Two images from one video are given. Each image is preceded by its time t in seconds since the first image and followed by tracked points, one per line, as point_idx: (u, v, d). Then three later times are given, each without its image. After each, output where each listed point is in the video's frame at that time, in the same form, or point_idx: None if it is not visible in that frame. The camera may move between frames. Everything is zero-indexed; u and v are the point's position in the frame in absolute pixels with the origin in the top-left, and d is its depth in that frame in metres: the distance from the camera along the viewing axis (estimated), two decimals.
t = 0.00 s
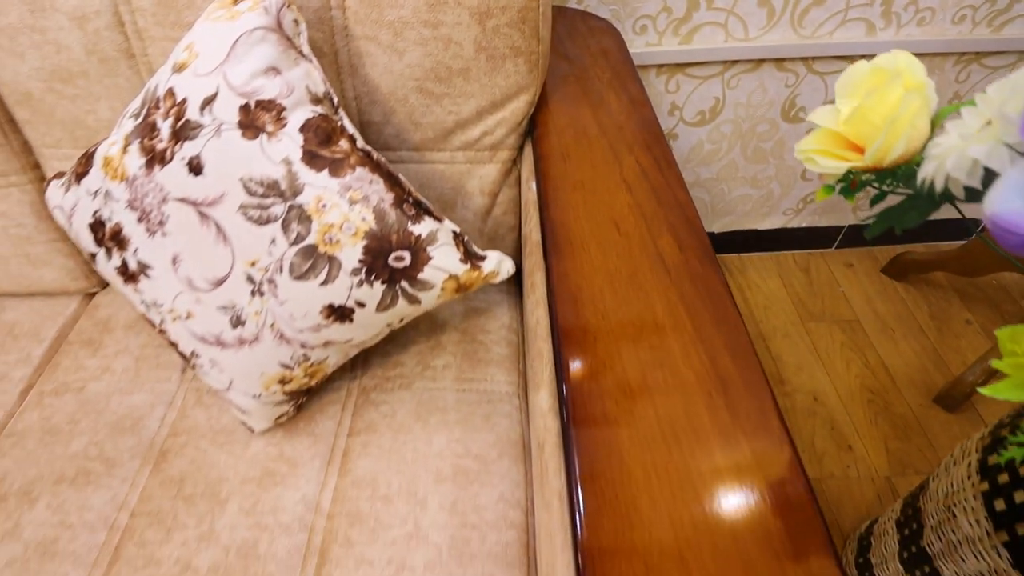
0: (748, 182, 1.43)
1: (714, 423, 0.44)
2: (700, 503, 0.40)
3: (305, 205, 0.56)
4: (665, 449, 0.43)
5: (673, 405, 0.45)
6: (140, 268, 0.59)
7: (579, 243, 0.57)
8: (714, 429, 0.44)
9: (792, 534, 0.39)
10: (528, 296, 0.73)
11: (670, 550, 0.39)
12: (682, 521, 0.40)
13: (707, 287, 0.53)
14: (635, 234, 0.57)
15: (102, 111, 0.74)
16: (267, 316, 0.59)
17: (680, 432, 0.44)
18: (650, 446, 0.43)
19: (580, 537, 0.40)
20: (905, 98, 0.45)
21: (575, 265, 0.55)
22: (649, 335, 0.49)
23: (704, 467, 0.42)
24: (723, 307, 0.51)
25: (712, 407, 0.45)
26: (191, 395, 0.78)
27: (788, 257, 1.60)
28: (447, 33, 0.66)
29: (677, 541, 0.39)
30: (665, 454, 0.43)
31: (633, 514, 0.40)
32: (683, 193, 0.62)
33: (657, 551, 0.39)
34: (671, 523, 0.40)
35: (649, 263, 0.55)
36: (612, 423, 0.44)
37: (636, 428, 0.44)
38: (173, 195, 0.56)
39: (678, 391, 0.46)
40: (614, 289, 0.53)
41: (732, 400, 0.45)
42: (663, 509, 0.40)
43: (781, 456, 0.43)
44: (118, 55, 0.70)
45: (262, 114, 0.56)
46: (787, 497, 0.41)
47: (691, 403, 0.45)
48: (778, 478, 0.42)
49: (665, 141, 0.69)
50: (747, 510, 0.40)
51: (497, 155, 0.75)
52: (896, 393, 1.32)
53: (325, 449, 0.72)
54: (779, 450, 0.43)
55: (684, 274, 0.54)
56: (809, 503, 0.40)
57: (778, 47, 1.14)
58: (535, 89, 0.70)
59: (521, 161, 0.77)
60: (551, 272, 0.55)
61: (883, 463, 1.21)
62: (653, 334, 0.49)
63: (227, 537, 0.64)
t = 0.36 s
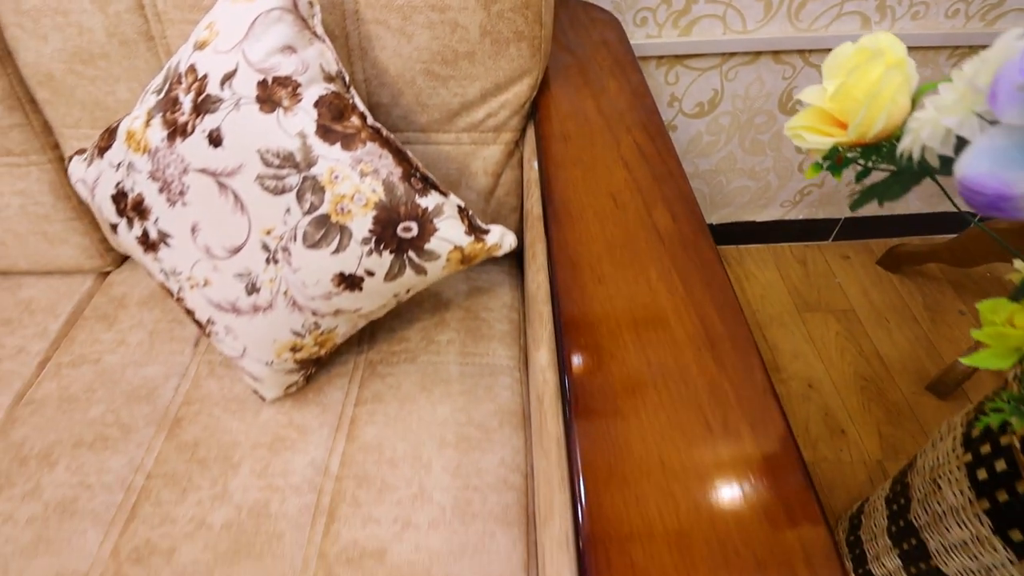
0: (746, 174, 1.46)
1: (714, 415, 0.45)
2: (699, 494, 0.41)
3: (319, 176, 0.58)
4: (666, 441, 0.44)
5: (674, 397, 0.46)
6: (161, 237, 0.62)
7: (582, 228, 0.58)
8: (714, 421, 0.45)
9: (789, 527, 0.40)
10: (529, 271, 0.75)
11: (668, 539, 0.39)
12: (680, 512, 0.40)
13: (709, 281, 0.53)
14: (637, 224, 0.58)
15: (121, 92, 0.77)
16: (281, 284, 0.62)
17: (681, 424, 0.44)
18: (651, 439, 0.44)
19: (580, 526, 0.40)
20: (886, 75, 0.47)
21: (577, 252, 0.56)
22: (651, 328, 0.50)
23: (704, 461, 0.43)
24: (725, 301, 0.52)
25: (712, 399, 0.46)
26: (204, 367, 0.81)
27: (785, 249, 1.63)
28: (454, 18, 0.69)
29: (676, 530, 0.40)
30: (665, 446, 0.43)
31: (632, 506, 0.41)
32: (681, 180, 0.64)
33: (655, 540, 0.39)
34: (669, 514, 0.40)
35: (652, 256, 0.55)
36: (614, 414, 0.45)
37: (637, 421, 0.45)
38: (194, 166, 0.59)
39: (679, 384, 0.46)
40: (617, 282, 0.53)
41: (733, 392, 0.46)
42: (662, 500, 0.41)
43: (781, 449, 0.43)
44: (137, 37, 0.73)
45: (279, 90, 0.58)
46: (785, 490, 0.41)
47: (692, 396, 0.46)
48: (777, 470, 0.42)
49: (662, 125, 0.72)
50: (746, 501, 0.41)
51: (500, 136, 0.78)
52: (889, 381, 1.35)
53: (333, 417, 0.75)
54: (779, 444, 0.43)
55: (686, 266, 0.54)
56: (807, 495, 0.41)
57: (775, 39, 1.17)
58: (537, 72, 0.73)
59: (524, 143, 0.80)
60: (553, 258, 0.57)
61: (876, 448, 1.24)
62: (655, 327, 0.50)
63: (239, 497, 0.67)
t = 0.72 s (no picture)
0: (741, 164, 1.49)
1: (709, 397, 0.46)
2: (694, 472, 0.43)
3: (328, 147, 0.62)
4: (662, 423, 0.45)
5: (671, 380, 0.47)
6: (177, 205, 0.65)
7: (579, 211, 0.60)
8: (709, 403, 0.46)
9: (781, 502, 0.42)
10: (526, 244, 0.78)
11: (664, 514, 0.41)
12: (676, 490, 0.42)
13: (705, 267, 0.55)
14: (634, 210, 0.60)
15: (136, 72, 0.80)
16: (291, 251, 0.65)
17: (677, 407, 0.46)
18: (647, 422, 0.45)
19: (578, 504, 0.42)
20: (861, 50, 0.49)
21: (573, 231, 0.58)
22: (648, 314, 0.51)
23: (700, 442, 0.44)
24: (720, 287, 0.53)
25: (707, 381, 0.47)
26: (214, 338, 0.84)
27: (780, 238, 1.66)
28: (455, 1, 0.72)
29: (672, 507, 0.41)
30: (662, 429, 0.45)
31: (629, 484, 0.42)
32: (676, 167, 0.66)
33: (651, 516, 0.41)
34: (665, 491, 0.42)
35: (648, 242, 0.56)
36: (612, 399, 0.46)
37: (634, 405, 0.46)
38: (209, 137, 0.62)
39: (675, 368, 0.48)
40: (615, 268, 0.55)
41: (727, 374, 0.48)
42: (659, 479, 0.42)
43: (773, 428, 0.45)
44: (153, 19, 0.77)
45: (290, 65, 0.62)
46: (775, 465, 0.43)
47: (688, 379, 0.47)
48: (769, 448, 0.44)
49: (653, 103, 0.76)
50: (739, 478, 0.42)
51: (499, 116, 0.81)
52: (880, 366, 1.38)
53: (339, 384, 0.78)
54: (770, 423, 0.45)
55: (682, 252, 0.56)
56: (797, 471, 0.43)
57: (768, 30, 1.20)
58: (535, 55, 0.77)
59: (522, 123, 0.83)
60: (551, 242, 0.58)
61: (866, 430, 1.27)
62: (652, 312, 0.51)
63: (249, 457, 0.70)
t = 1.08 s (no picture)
0: (735, 153, 1.52)
1: (697, 359, 0.51)
2: (682, 428, 0.48)
3: (336, 119, 0.65)
4: (654, 386, 0.50)
5: (662, 348, 0.52)
6: (192, 176, 0.69)
7: (576, 189, 0.64)
8: (697, 366, 0.51)
9: (758, 450, 0.47)
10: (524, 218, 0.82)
11: (656, 465, 0.46)
12: (666, 443, 0.47)
13: (696, 244, 0.59)
14: (628, 189, 0.63)
15: (150, 54, 0.83)
16: (300, 219, 0.68)
17: (667, 372, 0.51)
18: (639, 383, 0.50)
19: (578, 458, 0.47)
20: (836, 26, 0.53)
21: (570, 203, 0.62)
22: (642, 290, 0.55)
23: (688, 402, 0.49)
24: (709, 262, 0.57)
25: (695, 348, 0.52)
26: (224, 310, 0.87)
27: (774, 227, 1.69)
28: None
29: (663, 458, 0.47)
30: (654, 390, 0.50)
31: (623, 439, 0.47)
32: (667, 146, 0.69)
33: (644, 467, 0.47)
34: (657, 445, 0.47)
35: (642, 221, 0.60)
36: (608, 367, 0.51)
37: (627, 369, 0.51)
38: (224, 110, 0.66)
39: (666, 337, 0.52)
40: (612, 246, 0.59)
41: (714, 338, 0.53)
42: (650, 435, 0.48)
43: (754, 387, 0.51)
44: (168, 3, 0.80)
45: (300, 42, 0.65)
46: (755, 418, 0.49)
47: (678, 347, 0.52)
48: (751, 405, 0.49)
49: (645, 83, 0.79)
50: (722, 432, 0.48)
51: (499, 97, 0.85)
52: (870, 349, 1.41)
53: (344, 353, 0.81)
54: (751, 382, 0.50)
55: (675, 230, 0.60)
56: (774, 423, 0.49)
57: (761, 20, 1.23)
58: (533, 38, 0.80)
59: (520, 104, 0.86)
60: (549, 216, 0.62)
61: (855, 410, 1.30)
62: (646, 288, 0.56)
63: (259, 418, 0.73)
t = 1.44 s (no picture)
0: (731, 141, 1.56)
1: (687, 311, 0.55)
2: (675, 376, 0.52)
3: (349, 93, 0.69)
4: (649, 339, 0.54)
5: (657, 306, 0.56)
6: (212, 148, 0.73)
7: (575, 160, 0.67)
8: (688, 318, 0.55)
9: (745, 393, 0.51)
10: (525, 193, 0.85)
11: (648, 407, 0.51)
12: (659, 389, 0.52)
13: (688, 209, 0.63)
14: (624, 160, 0.67)
15: (168, 37, 0.87)
16: (314, 189, 0.72)
17: (660, 323, 0.55)
18: (633, 334, 0.54)
19: (577, 404, 0.52)
20: (816, 3, 0.56)
21: (568, 171, 0.66)
22: (639, 253, 0.59)
23: (680, 352, 0.53)
24: (700, 226, 0.61)
25: (686, 302, 0.56)
26: (238, 283, 0.91)
27: (769, 215, 1.73)
28: None
29: (655, 401, 0.51)
30: (647, 340, 0.54)
31: (619, 387, 0.52)
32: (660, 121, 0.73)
33: (637, 409, 0.51)
34: (649, 389, 0.52)
35: (638, 190, 0.64)
36: (606, 324, 0.55)
37: (622, 322, 0.55)
38: (243, 85, 0.70)
39: (661, 295, 0.56)
40: (608, 214, 0.62)
41: (703, 292, 0.56)
42: (645, 383, 0.52)
43: (743, 338, 0.54)
44: None
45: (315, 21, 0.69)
46: (741, 363, 0.53)
47: (669, 301, 0.56)
48: (739, 354, 0.53)
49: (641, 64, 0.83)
50: (713, 379, 0.52)
51: (500, 79, 0.89)
52: (862, 331, 1.45)
53: (354, 321, 0.85)
54: (737, 330, 0.54)
55: (668, 197, 0.63)
56: (758, 367, 0.53)
57: (755, 9, 1.27)
58: (533, 21, 0.84)
59: (521, 86, 0.90)
60: (550, 184, 0.66)
61: (847, 388, 1.34)
62: (642, 251, 0.59)
63: (275, 379, 0.77)
